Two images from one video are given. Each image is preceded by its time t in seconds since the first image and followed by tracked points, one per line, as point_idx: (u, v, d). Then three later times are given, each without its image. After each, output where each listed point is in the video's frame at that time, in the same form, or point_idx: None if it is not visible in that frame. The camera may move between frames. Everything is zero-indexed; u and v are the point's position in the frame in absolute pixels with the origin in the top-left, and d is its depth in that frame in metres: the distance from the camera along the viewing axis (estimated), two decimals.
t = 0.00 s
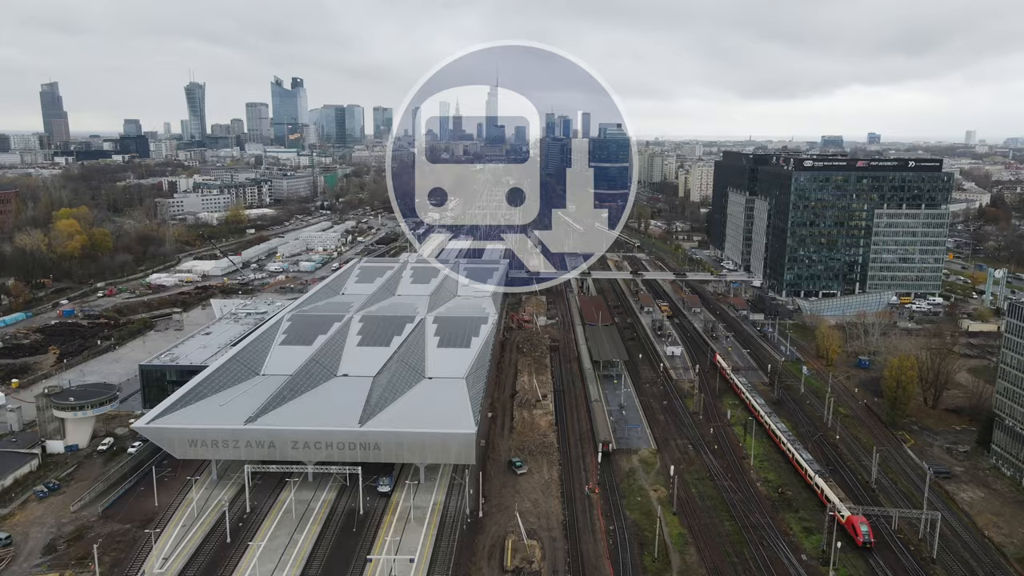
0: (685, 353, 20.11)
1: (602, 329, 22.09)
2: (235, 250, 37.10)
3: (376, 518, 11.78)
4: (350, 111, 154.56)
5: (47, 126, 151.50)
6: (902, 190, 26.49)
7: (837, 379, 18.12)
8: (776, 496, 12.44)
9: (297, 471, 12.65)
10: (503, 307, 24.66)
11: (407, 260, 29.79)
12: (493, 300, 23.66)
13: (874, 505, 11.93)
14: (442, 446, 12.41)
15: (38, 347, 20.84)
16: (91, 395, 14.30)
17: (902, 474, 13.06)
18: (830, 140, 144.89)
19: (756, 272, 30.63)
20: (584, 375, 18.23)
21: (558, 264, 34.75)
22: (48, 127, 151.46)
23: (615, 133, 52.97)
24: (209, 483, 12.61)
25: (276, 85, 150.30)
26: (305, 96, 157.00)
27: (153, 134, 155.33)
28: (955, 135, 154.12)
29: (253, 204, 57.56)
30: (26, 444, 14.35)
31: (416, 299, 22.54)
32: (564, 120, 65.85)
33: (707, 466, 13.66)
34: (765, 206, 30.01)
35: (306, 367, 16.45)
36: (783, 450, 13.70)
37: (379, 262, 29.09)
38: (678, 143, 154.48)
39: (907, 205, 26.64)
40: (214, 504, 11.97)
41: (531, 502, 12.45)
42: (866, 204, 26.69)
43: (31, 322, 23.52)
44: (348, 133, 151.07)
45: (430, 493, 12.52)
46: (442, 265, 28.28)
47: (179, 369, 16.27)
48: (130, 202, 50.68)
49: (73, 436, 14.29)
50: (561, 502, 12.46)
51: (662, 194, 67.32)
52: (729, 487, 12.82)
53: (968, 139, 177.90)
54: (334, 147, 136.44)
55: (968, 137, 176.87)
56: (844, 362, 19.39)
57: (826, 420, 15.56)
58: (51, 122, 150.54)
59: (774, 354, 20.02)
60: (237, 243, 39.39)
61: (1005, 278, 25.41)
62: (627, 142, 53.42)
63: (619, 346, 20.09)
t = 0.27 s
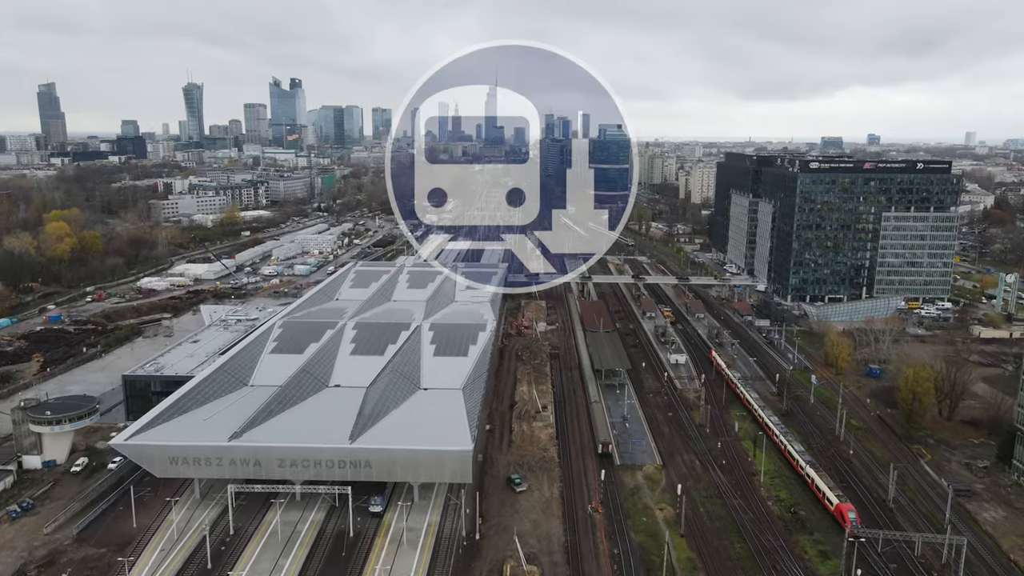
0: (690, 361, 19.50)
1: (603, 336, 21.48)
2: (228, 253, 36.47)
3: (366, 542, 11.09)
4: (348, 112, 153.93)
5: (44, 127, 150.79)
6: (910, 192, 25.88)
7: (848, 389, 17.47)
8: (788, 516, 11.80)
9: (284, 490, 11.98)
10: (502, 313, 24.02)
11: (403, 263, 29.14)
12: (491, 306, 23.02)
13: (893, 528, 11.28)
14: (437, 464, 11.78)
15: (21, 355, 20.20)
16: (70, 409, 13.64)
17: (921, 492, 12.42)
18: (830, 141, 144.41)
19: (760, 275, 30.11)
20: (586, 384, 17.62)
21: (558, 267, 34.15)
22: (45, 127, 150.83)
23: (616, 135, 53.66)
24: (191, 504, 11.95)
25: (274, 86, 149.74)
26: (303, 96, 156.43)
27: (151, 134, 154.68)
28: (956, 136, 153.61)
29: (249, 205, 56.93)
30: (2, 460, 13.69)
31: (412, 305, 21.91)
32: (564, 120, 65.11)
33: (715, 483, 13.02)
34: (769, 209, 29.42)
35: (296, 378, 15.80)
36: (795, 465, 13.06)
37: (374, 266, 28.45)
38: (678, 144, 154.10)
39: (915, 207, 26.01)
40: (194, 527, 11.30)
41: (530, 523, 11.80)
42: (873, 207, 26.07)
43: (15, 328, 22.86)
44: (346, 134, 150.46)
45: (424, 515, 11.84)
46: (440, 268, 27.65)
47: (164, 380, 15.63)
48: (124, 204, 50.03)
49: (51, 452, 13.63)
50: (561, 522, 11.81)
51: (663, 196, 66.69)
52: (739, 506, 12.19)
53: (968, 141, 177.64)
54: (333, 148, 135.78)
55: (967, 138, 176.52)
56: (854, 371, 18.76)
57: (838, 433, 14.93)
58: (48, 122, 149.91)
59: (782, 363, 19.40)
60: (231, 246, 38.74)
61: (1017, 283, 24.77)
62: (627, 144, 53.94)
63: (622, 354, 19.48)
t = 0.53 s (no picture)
0: (688, 369, 18.95)
1: (599, 342, 20.91)
2: (215, 256, 35.70)
3: (350, 566, 10.41)
4: (341, 112, 152.91)
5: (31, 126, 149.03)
6: (910, 194, 25.49)
7: (852, 397, 16.95)
8: (796, 536, 11.22)
9: (264, 512, 11.30)
10: (495, 318, 23.41)
11: (394, 267, 28.48)
12: (484, 311, 22.40)
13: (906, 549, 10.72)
14: (426, 483, 11.15)
15: None
16: (40, 423, 12.93)
17: (933, 510, 11.88)
18: (822, 142, 144.75)
19: (758, 278, 29.67)
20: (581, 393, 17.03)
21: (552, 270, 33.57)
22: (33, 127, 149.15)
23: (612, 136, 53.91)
24: (164, 526, 11.26)
25: (265, 86, 148.64)
26: (295, 97, 155.42)
27: (140, 134, 153.22)
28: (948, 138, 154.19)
29: (238, 206, 56.10)
30: None
31: (402, 311, 21.26)
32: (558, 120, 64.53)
33: (718, 499, 12.45)
34: (766, 211, 28.97)
35: (280, 388, 15.13)
36: (802, 481, 12.50)
37: (364, 269, 27.78)
38: (671, 144, 153.98)
39: (915, 209, 25.60)
40: (167, 552, 10.59)
41: (524, 544, 11.18)
42: (873, 209, 25.67)
43: None
44: (338, 135, 149.52)
45: (412, 537, 11.18)
46: (431, 271, 27.01)
47: (141, 391, 14.94)
48: (110, 205, 49.13)
49: (19, 468, 12.91)
50: (557, 544, 11.20)
51: (657, 198, 66.27)
52: (744, 525, 11.61)
53: (959, 142, 178.38)
54: (325, 149, 134.85)
55: (958, 139, 177.27)
56: (857, 378, 18.24)
57: (844, 444, 14.39)
58: (36, 122, 148.26)
59: (783, 370, 18.86)
60: (218, 248, 37.99)
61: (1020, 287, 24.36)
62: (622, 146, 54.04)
63: (618, 361, 18.92)
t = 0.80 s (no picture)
0: (686, 377, 18.46)
1: (594, 348, 20.38)
2: (201, 259, 34.91)
3: None
4: (331, 112, 151.83)
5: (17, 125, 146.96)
6: (908, 196, 25.16)
7: (854, 406, 16.48)
8: (802, 556, 10.71)
9: (241, 536, 10.64)
10: (486, 324, 22.83)
11: (383, 270, 27.82)
12: (475, 316, 21.81)
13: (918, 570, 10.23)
14: (413, 505, 10.56)
15: None
16: (6, 440, 12.23)
17: (943, 528, 11.39)
18: (812, 143, 145.12)
19: (754, 281, 29.26)
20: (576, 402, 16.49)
21: (545, 273, 33.02)
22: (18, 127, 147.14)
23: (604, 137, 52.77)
24: (134, 550, 10.58)
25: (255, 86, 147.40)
26: (285, 96, 154.24)
27: (128, 134, 151.52)
28: (937, 139, 154.59)
29: (226, 207, 55.21)
30: None
31: (390, 317, 20.63)
32: (550, 121, 64.00)
33: (719, 516, 11.93)
34: (762, 213, 28.56)
35: (261, 399, 14.47)
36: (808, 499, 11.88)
37: (352, 272, 27.11)
38: (663, 145, 153.94)
39: (913, 212, 25.27)
40: None
41: (517, 567, 10.60)
42: (871, 211, 25.32)
43: None
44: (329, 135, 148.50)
45: (399, 561, 10.57)
46: (421, 275, 26.40)
47: (115, 404, 14.25)
48: (94, 206, 48.16)
49: None
50: (552, 566, 10.63)
51: (650, 198, 65.90)
52: (747, 544, 11.08)
53: (948, 143, 179.44)
54: (315, 149, 133.80)
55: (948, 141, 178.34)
56: (858, 386, 17.78)
57: (848, 457, 13.91)
58: (21, 122, 146.30)
59: (782, 377, 18.39)
60: (204, 251, 37.20)
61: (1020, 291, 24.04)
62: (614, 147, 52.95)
63: (614, 369, 18.39)
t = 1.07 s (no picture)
0: (690, 386, 17.90)
1: (594, 355, 19.80)
2: (194, 261, 34.27)
3: None
4: (329, 112, 151.13)
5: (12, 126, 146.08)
6: (915, 198, 24.63)
7: (865, 417, 15.90)
8: None
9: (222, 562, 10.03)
10: (484, 329, 22.24)
11: (379, 274, 27.20)
12: (473, 323, 21.21)
13: None
14: (405, 528, 9.96)
15: None
16: None
17: (965, 550, 10.81)
18: (811, 144, 144.91)
19: (757, 285, 28.71)
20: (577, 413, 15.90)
21: (544, 276, 32.44)
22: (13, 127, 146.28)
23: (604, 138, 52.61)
24: None
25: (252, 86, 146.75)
26: (282, 97, 153.63)
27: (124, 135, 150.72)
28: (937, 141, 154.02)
29: (221, 209, 54.54)
30: None
31: (385, 323, 20.03)
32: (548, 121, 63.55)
33: (728, 536, 11.34)
34: (766, 215, 28.00)
35: (248, 410, 13.84)
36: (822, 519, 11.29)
37: (347, 276, 26.50)
38: (661, 145, 153.54)
39: (921, 215, 24.73)
40: None
41: None
42: (878, 214, 24.79)
43: None
44: (327, 136, 147.90)
45: None
46: (418, 279, 25.79)
47: (96, 417, 13.62)
48: (87, 208, 47.46)
49: None
50: None
51: (649, 199, 65.38)
52: (759, 568, 10.49)
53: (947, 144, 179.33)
54: (313, 150, 133.14)
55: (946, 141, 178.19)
56: (869, 396, 17.20)
57: (861, 472, 13.34)
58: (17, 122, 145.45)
59: (789, 386, 17.81)
60: (197, 253, 36.56)
61: None
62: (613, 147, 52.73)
63: (616, 378, 17.82)
